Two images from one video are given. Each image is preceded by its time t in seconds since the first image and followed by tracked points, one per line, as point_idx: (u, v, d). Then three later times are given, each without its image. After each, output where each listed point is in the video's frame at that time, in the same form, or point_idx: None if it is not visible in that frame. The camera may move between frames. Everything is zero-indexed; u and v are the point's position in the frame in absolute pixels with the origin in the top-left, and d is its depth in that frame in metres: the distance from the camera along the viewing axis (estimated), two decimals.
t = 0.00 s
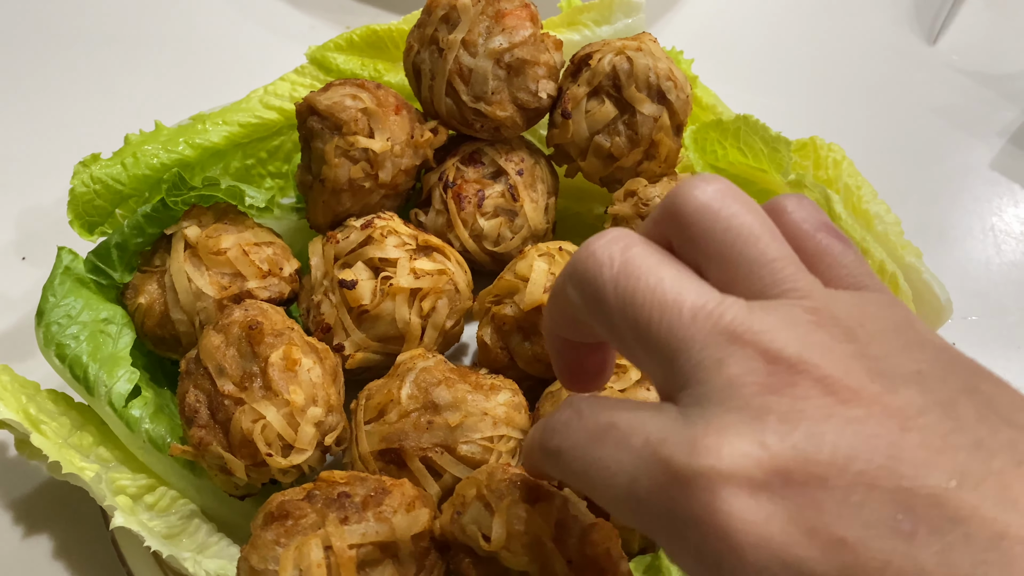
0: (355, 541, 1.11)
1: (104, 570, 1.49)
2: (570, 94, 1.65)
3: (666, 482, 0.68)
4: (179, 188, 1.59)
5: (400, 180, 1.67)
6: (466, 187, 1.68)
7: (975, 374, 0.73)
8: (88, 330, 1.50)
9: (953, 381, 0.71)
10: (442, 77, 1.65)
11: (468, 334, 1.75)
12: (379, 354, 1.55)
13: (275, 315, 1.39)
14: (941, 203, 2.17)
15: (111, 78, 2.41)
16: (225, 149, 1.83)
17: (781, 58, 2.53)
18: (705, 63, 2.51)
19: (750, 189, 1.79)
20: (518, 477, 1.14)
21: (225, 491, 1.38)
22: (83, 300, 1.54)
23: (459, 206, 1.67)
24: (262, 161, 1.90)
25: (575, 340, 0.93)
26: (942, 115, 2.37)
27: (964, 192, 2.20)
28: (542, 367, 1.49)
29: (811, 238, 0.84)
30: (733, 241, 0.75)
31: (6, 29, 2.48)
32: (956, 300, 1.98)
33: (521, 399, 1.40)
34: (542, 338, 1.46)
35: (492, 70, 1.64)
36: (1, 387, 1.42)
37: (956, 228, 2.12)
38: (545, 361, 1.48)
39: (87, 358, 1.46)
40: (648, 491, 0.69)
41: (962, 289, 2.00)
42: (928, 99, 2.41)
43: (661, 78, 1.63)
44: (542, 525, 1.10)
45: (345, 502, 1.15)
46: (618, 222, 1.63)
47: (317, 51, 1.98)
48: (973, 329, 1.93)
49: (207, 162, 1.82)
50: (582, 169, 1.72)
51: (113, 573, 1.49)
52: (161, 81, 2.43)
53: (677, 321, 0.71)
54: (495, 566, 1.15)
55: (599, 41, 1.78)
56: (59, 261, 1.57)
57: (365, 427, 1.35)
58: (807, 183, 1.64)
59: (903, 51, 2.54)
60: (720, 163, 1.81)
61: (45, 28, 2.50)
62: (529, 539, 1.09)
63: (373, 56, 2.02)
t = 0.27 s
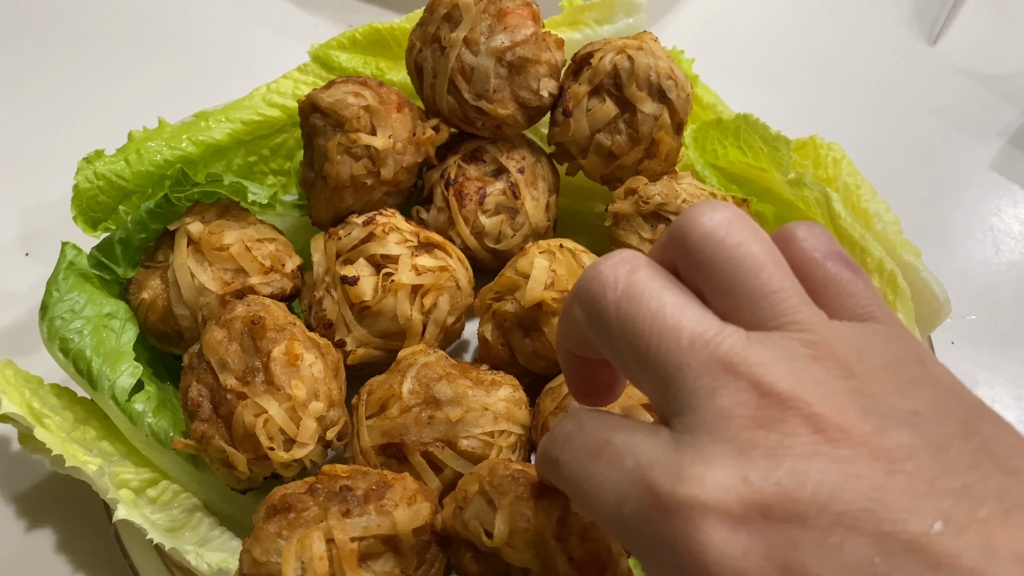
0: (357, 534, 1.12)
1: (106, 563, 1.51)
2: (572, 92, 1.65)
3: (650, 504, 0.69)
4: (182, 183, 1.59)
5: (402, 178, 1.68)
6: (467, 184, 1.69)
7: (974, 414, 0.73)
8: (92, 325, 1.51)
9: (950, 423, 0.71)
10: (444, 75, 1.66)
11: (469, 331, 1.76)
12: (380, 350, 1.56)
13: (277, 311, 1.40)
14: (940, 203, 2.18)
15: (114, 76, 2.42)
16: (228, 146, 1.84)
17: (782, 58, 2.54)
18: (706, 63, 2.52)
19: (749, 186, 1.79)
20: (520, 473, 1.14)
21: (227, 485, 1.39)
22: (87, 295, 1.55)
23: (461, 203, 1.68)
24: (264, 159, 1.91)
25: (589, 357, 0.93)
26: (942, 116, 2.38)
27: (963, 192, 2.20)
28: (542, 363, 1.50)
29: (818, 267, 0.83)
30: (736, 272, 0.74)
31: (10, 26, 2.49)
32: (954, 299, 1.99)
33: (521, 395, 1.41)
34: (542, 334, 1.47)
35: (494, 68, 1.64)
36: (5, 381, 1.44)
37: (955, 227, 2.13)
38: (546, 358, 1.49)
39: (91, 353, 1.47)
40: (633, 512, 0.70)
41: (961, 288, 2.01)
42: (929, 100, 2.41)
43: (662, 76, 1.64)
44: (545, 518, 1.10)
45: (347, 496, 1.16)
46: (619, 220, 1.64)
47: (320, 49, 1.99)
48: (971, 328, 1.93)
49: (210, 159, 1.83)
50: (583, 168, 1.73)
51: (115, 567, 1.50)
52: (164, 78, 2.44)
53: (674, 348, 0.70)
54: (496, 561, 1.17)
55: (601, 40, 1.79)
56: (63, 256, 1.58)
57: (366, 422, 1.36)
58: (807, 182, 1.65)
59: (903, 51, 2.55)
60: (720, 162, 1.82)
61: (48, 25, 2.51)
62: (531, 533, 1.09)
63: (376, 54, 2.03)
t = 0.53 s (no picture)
0: (364, 536, 1.10)
1: (108, 562, 1.49)
2: (584, 91, 1.64)
3: (756, 448, 0.59)
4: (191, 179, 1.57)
5: (412, 176, 1.66)
6: (478, 183, 1.67)
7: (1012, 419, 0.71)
8: (98, 320, 1.50)
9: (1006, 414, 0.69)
10: (456, 72, 1.64)
11: (477, 332, 1.75)
12: (389, 350, 1.54)
13: (285, 309, 1.39)
14: (953, 208, 2.15)
15: (122, 70, 2.41)
16: (236, 141, 1.83)
17: (794, 60, 2.52)
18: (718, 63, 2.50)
19: (762, 189, 1.78)
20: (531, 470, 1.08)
21: (233, 484, 1.38)
22: (93, 291, 1.54)
23: (471, 202, 1.66)
24: (272, 155, 1.89)
25: (640, 354, 0.85)
26: (955, 120, 2.36)
27: (976, 197, 2.18)
28: (552, 365, 1.48)
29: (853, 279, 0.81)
30: (810, 262, 0.74)
31: (17, 19, 2.48)
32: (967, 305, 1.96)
33: (532, 397, 1.39)
34: (553, 335, 1.45)
35: (506, 66, 1.63)
36: (10, 377, 1.42)
37: (968, 233, 2.10)
38: (556, 359, 1.47)
39: (96, 349, 1.46)
40: (732, 458, 0.60)
41: (973, 293, 1.99)
42: (942, 103, 2.39)
43: (676, 76, 1.62)
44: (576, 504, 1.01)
45: (355, 497, 1.14)
46: (630, 221, 1.62)
47: (330, 46, 1.98)
48: (984, 334, 1.91)
49: (218, 155, 1.81)
50: (594, 168, 1.71)
51: (117, 566, 1.48)
52: (171, 73, 2.43)
53: (764, 309, 0.65)
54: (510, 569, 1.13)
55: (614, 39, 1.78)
56: (69, 251, 1.56)
57: (375, 422, 1.34)
58: (822, 185, 1.62)
59: (916, 55, 2.53)
60: (733, 163, 1.80)
61: (55, 18, 2.50)
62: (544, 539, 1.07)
63: (386, 50, 2.01)
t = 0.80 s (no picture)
0: (395, 558, 1.07)
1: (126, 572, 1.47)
2: (617, 101, 1.61)
3: None
4: (218, 184, 1.55)
5: (440, 185, 1.63)
6: (507, 193, 1.65)
7: None
8: (121, 328, 1.48)
9: None
10: (487, 80, 1.62)
11: (503, 345, 1.72)
12: (414, 362, 1.51)
13: (312, 320, 1.36)
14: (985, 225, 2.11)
15: (144, 70, 2.39)
16: (261, 146, 1.80)
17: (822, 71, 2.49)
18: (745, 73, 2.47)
19: (795, 204, 1.76)
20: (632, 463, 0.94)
21: (257, 498, 1.35)
22: (116, 297, 1.52)
23: (500, 213, 1.64)
24: (297, 160, 1.87)
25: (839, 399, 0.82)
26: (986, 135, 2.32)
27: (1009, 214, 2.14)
28: (582, 381, 1.45)
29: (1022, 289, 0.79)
30: None
31: (39, 16, 2.46)
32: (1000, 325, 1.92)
33: (563, 414, 1.37)
34: (584, 352, 1.43)
35: (539, 75, 1.60)
36: (31, 383, 1.40)
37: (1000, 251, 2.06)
38: (586, 375, 1.44)
39: (119, 357, 1.44)
40: None
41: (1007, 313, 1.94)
42: (973, 118, 2.35)
43: (711, 88, 1.59)
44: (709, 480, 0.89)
45: (385, 518, 1.11)
46: (662, 234, 1.59)
47: (356, 49, 1.95)
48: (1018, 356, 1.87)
49: (242, 159, 1.79)
50: (625, 179, 1.68)
51: None
52: (193, 73, 2.41)
53: None
54: None
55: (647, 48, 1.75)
56: (93, 256, 1.55)
57: (403, 438, 1.31)
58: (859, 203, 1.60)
59: (946, 68, 2.49)
60: (765, 177, 1.77)
61: (78, 17, 2.49)
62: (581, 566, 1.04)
63: (413, 56, 1.98)
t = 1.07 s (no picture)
0: (419, 563, 1.07)
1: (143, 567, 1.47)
2: (646, 108, 1.60)
3: None
4: (244, 182, 1.58)
5: (466, 187, 1.63)
6: (532, 198, 1.64)
7: None
8: (145, 323, 1.47)
9: None
10: (515, 83, 1.61)
11: (526, 351, 1.71)
12: (436, 364, 1.51)
13: (338, 320, 1.36)
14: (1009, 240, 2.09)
15: (169, 65, 2.40)
16: (286, 143, 1.80)
17: (846, 82, 2.48)
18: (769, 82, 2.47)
19: (822, 216, 1.75)
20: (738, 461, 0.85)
21: (278, 497, 1.35)
22: (142, 291, 1.51)
23: (525, 217, 1.63)
24: (321, 159, 1.87)
25: None
26: (1012, 150, 2.30)
27: None
28: (606, 389, 1.44)
29: None
30: None
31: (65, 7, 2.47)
32: None
33: (587, 422, 1.36)
34: (608, 359, 1.42)
35: (568, 79, 1.59)
36: (54, 376, 1.41)
37: None
38: (610, 383, 1.43)
39: (143, 352, 1.43)
40: None
41: None
42: (1001, 133, 2.33)
43: (742, 97, 1.58)
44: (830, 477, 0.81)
45: (410, 521, 1.10)
46: (688, 243, 1.58)
47: (384, 49, 1.94)
48: None
49: (267, 157, 1.79)
50: (652, 186, 1.67)
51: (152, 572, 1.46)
52: (218, 69, 2.41)
53: None
54: None
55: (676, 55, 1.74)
56: (119, 250, 1.54)
57: (426, 441, 1.31)
58: (887, 216, 1.58)
59: (973, 81, 2.47)
60: (792, 187, 1.79)
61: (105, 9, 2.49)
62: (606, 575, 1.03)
63: (440, 57, 1.98)
